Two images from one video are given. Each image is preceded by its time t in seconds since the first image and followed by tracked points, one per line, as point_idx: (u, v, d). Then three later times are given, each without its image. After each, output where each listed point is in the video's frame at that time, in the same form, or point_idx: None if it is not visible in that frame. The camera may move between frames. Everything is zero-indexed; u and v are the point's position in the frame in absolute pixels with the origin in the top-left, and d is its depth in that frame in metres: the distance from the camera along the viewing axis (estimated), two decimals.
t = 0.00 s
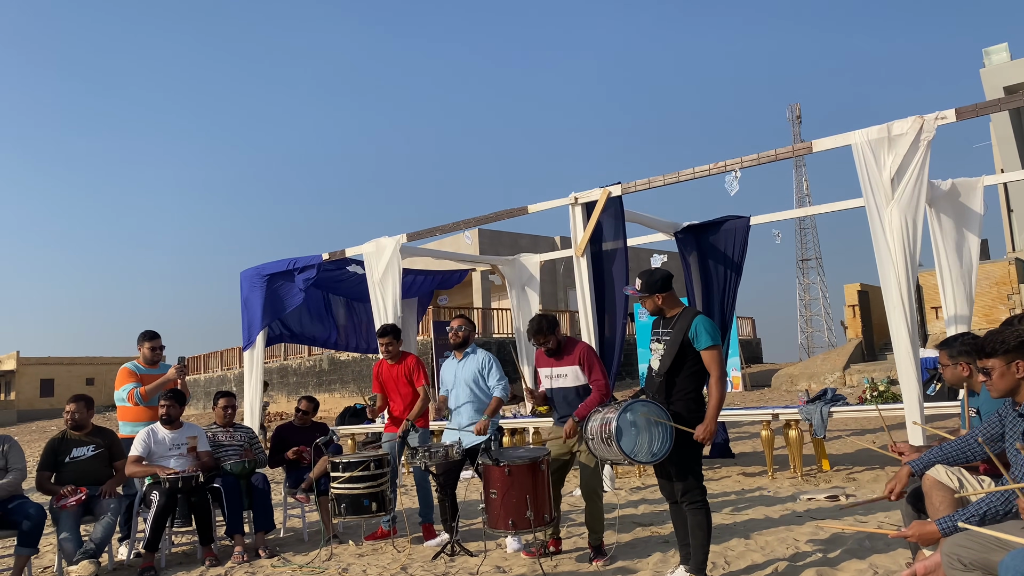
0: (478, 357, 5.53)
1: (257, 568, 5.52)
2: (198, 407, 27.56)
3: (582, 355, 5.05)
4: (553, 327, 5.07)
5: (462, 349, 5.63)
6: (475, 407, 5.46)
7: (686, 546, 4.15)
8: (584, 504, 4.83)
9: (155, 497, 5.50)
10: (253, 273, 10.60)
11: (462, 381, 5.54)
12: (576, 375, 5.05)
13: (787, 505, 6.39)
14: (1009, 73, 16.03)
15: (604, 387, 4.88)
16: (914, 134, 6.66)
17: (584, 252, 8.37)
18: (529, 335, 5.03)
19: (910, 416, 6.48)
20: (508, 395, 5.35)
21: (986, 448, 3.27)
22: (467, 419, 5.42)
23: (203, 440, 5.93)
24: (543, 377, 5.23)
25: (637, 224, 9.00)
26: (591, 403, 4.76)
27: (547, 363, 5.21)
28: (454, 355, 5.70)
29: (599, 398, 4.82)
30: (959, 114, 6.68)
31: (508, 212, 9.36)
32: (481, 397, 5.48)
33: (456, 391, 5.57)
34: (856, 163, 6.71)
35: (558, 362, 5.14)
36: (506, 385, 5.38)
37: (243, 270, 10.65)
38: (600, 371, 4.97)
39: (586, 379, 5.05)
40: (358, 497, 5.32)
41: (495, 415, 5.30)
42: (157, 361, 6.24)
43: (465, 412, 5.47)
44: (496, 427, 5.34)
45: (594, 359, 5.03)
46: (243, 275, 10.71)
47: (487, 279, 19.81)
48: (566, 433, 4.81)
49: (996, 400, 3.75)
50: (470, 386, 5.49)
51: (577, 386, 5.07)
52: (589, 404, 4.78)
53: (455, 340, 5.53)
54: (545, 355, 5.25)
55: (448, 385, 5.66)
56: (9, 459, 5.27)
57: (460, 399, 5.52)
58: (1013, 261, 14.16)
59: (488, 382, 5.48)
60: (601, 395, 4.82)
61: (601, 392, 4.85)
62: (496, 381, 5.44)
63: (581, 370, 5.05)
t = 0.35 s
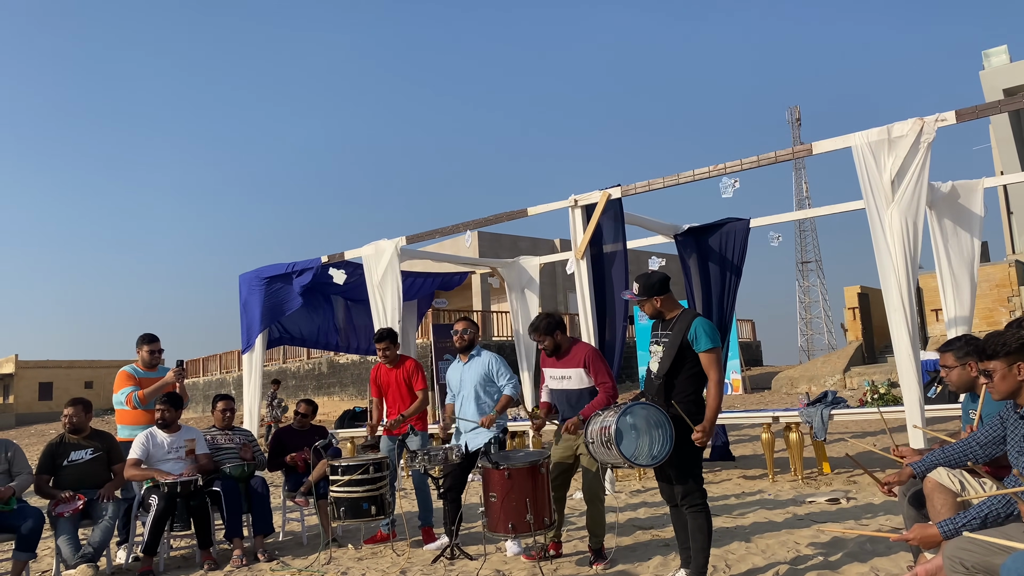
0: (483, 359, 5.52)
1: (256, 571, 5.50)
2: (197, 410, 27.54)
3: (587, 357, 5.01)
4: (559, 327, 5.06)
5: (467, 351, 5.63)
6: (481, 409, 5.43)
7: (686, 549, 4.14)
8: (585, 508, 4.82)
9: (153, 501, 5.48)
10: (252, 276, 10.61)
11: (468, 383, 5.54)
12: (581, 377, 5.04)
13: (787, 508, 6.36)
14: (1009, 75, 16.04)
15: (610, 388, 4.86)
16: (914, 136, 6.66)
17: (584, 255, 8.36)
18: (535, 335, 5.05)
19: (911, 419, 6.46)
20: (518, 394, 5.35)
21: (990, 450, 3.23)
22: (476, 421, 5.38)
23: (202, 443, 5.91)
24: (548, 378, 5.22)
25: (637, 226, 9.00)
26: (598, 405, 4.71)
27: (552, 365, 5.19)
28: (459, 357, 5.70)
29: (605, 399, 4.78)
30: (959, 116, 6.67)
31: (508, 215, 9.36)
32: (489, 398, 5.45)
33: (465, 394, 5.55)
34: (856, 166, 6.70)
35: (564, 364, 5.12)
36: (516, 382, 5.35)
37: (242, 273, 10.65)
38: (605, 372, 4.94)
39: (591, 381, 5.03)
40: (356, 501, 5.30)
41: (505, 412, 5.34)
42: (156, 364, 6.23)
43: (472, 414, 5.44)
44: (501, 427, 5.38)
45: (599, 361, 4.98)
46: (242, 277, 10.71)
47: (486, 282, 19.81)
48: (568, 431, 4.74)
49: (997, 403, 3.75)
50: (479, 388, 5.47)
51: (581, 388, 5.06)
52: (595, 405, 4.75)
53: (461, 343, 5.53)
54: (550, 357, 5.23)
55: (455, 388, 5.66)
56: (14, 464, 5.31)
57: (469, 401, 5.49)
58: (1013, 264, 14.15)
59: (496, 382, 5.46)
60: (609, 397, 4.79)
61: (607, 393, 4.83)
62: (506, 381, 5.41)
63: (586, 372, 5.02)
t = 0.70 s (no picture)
0: (478, 357, 5.49)
1: (254, 571, 5.49)
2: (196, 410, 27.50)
3: (581, 356, 5.00)
4: (555, 325, 5.09)
5: (462, 351, 5.60)
6: (476, 408, 5.44)
7: (684, 547, 4.13)
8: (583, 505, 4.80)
9: (152, 500, 5.47)
10: (250, 275, 10.59)
11: (464, 382, 5.52)
12: (574, 375, 5.02)
13: (787, 506, 6.36)
14: (1007, 74, 16.04)
15: (604, 386, 4.84)
16: (913, 133, 6.65)
17: (583, 254, 8.35)
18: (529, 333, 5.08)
19: (910, 416, 6.45)
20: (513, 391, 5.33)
21: (988, 447, 3.24)
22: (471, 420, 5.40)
23: (200, 442, 5.89)
24: (542, 375, 5.22)
25: (636, 225, 8.99)
26: (592, 407, 4.73)
27: (546, 362, 5.19)
28: (454, 356, 5.67)
29: (599, 397, 4.78)
30: (957, 113, 6.67)
31: (506, 213, 9.34)
32: (484, 397, 5.45)
33: (460, 392, 5.54)
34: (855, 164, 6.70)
35: (558, 361, 5.11)
36: (512, 379, 5.35)
37: (241, 272, 10.64)
38: (599, 371, 4.91)
39: (585, 379, 5.01)
40: (355, 500, 5.29)
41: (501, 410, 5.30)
42: (154, 364, 6.23)
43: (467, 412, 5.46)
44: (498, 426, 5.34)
45: (594, 360, 4.97)
46: (240, 277, 10.69)
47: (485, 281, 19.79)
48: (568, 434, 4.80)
49: (995, 399, 3.75)
50: (474, 387, 5.46)
51: (575, 386, 5.04)
52: (589, 405, 4.77)
53: (455, 344, 5.53)
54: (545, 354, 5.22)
55: (450, 386, 5.65)
56: (12, 464, 5.29)
57: (464, 400, 5.50)
58: (1012, 262, 14.15)
59: (492, 380, 5.46)
60: (601, 395, 4.79)
61: (601, 391, 4.81)
62: (501, 379, 5.39)
63: (579, 370, 5.01)
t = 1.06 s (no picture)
0: (476, 352, 5.50)
1: (254, 566, 5.50)
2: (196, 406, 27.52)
3: (574, 350, 4.99)
4: (549, 319, 5.11)
5: (460, 346, 5.59)
6: (476, 403, 5.43)
7: (683, 540, 4.14)
8: (581, 500, 4.80)
9: (152, 496, 5.47)
10: (249, 270, 10.57)
11: (462, 376, 5.52)
12: (567, 368, 5.02)
13: (786, 500, 6.37)
14: (1006, 67, 16.02)
15: (597, 380, 4.87)
16: (912, 127, 6.65)
17: (581, 248, 8.35)
18: (523, 323, 5.11)
19: (909, 409, 6.45)
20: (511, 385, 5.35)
21: (987, 439, 3.25)
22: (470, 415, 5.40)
23: (199, 439, 5.89)
24: (536, 369, 5.22)
25: (636, 220, 8.99)
26: (587, 400, 4.78)
27: (540, 356, 5.19)
28: (452, 351, 5.66)
29: (593, 390, 4.83)
30: (956, 106, 6.66)
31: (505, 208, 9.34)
32: (482, 391, 5.45)
33: (457, 387, 5.55)
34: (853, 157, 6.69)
35: (551, 355, 5.11)
36: (509, 374, 5.36)
37: (240, 268, 10.62)
38: (593, 365, 4.94)
39: (578, 373, 5.01)
40: (355, 494, 5.30)
41: (499, 405, 5.30)
42: (152, 360, 6.23)
43: (465, 406, 5.45)
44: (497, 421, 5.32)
45: (588, 353, 4.98)
46: (239, 272, 10.68)
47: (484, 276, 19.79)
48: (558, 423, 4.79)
49: (994, 391, 3.76)
50: (471, 381, 5.46)
51: (567, 379, 5.04)
52: (584, 398, 4.81)
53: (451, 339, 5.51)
54: (538, 348, 5.23)
55: (449, 382, 5.65)
56: (12, 462, 5.30)
57: (461, 395, 5.50)
58: (1010, 255, 14.17)
59: (489, 373, 5.46)
60: (595, 389, 4.82)
61: (595, 385, 4.85)
62: (499, 373, 5.40)
63: (573, 364, 5.01)
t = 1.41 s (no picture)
0: (479, 346, 5.50)
1: (255, 558, 5.51)
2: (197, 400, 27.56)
3: (576, 342, 4.98)
4: (551, 310, 5.11)
5: (463, 339, 5.61)
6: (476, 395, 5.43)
7: (682, 532, 4.14)
8: (581, 492, 4.81)
9: (152, 490, 5.49)
10: (248, 264, 10.55)
11: (465, 369, 5.53)
12: (569, 360, 5.00)
13: (786, 491, 6.38)
14: (1007, 58, 15.96)
15: (601, 371, 4.88)
16: (912, 118, 6.62)
17: (581, 241, 8.34)
18: (525, 314, 5.12)
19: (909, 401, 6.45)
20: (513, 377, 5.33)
21: (987, 430, 3.25)
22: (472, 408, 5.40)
23: (199, 432, 5.89)
24: (537, 361, 5.22)
25: (635, 212, 8.97)
26: (590, 389, 4.72)
27: (542, 348, 5.18)
28: (455, 344, 5.67)
29: (596, 381, 4.81)
30: (956, 97, 6.64)
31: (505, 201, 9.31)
32: (485, 383, 5.45)
33: (461, 380, 5.54)
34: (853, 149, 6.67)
35: (552, 347, 5.09)
36: (511, 366, 5.34)
37: (239, 261, 10.60)
38: (595, 357, 4.94)
39: (580, 365, 5.00)
40: (356, 487, 5.30)
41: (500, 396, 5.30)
42: (152, 353, 6.22)
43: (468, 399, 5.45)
44: (499, 411, 5.35)
45: (590, 345, 4.98)
46: (238, 266, 10.66)
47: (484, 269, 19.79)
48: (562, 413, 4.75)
49: (994, 381, 3.76)
50: (474, 374, 5.45)
51: (570, 372, 5.01)
52: (586, 389, 4.75)
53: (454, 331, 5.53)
54: (541, 340, 5.21)
55: (453, 375, 5.64)
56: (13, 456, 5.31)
57: (464, 388, 5.50)
58: (1010, 247, 14.16)
59: (492, 367, 5.46)
60: (598, 380, 4.81)
61: (598, 376, 4.84)
62: (501, 367, 5.38)
63: (575, 356, 4.99)
